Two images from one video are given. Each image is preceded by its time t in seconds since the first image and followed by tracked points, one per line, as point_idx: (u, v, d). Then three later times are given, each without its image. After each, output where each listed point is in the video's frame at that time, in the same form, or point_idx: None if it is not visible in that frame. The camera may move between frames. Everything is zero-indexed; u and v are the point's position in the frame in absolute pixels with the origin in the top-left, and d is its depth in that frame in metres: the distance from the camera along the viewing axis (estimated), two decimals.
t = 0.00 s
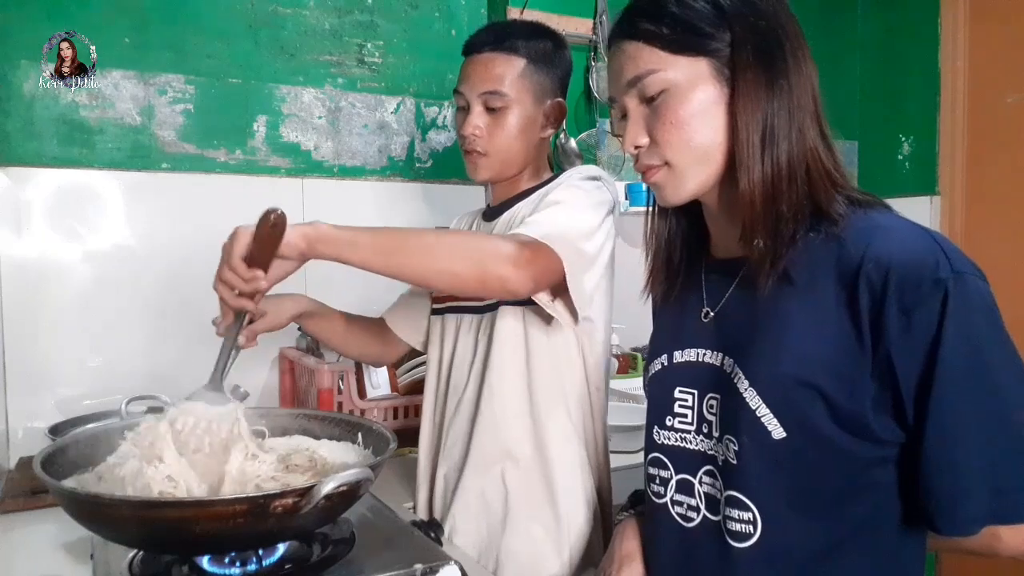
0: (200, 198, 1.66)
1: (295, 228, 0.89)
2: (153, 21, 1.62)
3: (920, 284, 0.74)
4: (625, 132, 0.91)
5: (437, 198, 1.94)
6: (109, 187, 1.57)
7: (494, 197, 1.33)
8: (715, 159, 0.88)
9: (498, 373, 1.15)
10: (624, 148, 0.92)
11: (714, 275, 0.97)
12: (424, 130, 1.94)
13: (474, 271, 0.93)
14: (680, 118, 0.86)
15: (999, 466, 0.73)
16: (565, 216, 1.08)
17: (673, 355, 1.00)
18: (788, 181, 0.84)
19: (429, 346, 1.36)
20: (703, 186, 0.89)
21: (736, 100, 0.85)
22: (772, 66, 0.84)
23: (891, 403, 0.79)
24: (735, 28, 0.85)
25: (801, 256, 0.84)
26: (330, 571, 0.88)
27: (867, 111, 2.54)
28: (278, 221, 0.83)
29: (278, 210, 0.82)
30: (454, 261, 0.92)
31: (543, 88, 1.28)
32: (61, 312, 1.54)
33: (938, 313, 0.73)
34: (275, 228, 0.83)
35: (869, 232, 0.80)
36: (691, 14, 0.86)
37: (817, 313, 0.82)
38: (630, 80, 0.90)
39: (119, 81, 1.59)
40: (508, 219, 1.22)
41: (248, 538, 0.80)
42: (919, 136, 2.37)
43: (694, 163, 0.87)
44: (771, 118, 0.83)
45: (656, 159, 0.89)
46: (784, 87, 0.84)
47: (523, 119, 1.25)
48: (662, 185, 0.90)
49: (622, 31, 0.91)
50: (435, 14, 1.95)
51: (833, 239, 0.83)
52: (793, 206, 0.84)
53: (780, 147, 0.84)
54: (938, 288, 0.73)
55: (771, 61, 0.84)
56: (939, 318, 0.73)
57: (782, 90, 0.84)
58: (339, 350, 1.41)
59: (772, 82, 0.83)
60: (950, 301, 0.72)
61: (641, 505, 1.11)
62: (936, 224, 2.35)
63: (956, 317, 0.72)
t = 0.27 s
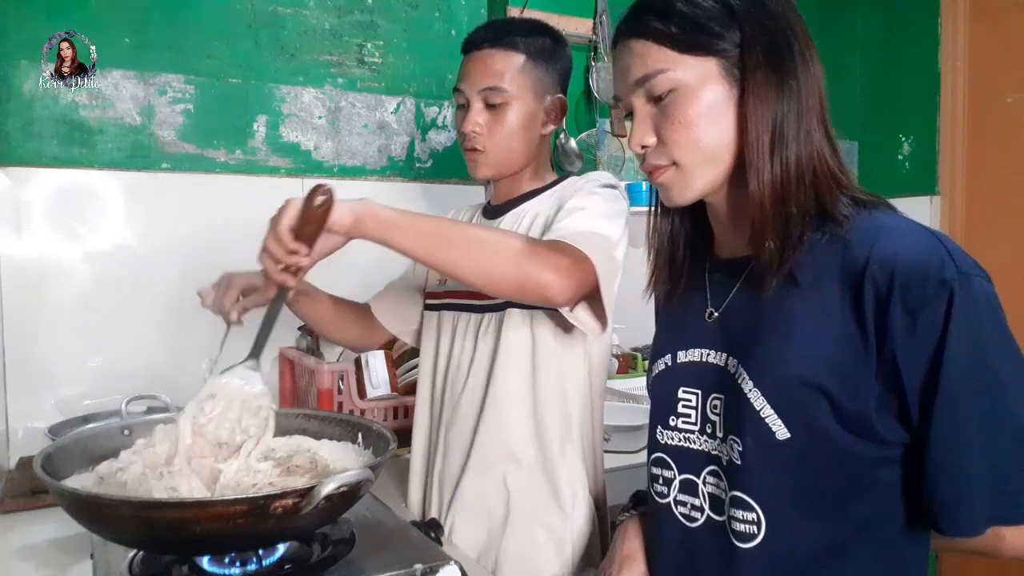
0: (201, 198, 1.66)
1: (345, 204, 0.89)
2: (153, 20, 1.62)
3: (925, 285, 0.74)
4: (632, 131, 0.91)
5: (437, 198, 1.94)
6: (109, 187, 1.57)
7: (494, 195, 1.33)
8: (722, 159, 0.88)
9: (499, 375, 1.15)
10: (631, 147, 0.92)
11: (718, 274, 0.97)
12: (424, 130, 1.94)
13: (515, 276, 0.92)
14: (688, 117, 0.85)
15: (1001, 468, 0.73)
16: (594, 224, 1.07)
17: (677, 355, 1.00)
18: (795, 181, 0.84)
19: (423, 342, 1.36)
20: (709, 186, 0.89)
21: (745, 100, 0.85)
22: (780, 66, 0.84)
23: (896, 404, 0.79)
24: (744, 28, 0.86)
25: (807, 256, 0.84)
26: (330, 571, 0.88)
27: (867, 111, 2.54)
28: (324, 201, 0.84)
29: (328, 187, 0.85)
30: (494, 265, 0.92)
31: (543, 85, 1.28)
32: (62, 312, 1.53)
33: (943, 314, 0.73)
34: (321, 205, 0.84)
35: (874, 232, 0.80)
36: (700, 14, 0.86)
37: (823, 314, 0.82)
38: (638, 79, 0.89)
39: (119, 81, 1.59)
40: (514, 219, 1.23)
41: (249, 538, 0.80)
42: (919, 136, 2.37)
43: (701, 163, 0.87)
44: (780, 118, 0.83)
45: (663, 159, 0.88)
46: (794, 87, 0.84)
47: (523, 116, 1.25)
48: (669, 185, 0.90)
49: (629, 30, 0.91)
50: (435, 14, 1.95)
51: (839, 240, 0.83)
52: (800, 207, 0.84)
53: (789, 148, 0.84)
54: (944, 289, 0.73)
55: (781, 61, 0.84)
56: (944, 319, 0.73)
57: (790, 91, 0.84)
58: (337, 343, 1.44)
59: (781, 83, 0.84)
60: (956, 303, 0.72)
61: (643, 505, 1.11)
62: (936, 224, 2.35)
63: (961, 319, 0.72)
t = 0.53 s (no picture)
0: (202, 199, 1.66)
1: (371, 227, 0.91)
2: (153, 20, 1.62)
3: (930, 287, 0.74)
4: (637, 130, 0.90)
5: (437, 198, 1.94)
6: (110, 188, 1.57)
7: (496, 195, 1.33)
8: (727, 159, 0.88)
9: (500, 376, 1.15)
10: (635, 147, 0.91)
11: (720, 274, 0.97)
12: (424, 131, 1.94)
13: (543, 295, 0.91)
14: (693, 117, 0.85)
15: (1005, 469, 0.73)
16: (610, 234, 1.06)
17: (679, 355, 1.00)
18: (800, 182, 0.84)
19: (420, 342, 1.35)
20: (713, 185, 0.89)
21: (751, 100, 0.85)
22: (786, 66, 0.84)
23: (899, 405, 0.79)
24: (750, 27, 0.86)
25: (811, 257, 0.84)
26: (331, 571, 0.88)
27: (867, 111, 2.54)
28: (351, 223, 0.85)
29: (356, 209, 0.86)
30: (521, 286, 0.91)
31: (546, 84, 1.28)
32: (62, 312, 1.54)
33: (948, 316, 0.73)
34: (349, 226, 0.85)
35: (879, 233, 0.80)
36: (705, 12, 0.86)
37: (827, 316, 0.82)
38: (642, 77, 0.89)
39: (118, 81, 1.59)
40: (517, 218, 1.24)
41: (248, 539, 0.80)
42: (919, 136, 2.37)
43: (706, 163, 0.87)
44: (785, 118, 0.83)
45: (667, 158, 0.88)
46: (799, 87, 0.84)
47: (526, 115, 1.25)
48: (672, 184, 0.90)
49: (634, 27, 0.90)
50: (435, 14, 1.95)
51: (843, 240, 0.83)
52: (805, 208, 0.84)
53: (794, 148, 0.84)
54: (949, 292, 0.72)
55: (786, 61, 0.84)
56: (949, 322, 0.72)
57: (795, 91, 0.84)
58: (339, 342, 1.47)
59: (787, 82, 0.84)
60: (961, 305, 0.72)
61: (644, 505, 1.11)
62: (936, 224, 2.35)
63: (965, 321, 0.72)
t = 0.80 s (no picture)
0: (203, 199, 1.66)
1: (371, 203, 0.88)
2: (153, 20, 1.62)
3: (932, 287, 0.74)
4: (637, 130, 0.90)
5: (436, 198, 1.94)
6: (110, 188, 1.57)
7: (490, 194, 1.32)
8: (727, 159, 0.87)
9: (500, 376, 1.15)
10: (635, 146, 0.91)
11: (721, 275, 0.97)
12: (424, 131, 1.94)
13: (543, 293, 0.90)
14: (694, 117, 0.85)
15: (1006, 470, 0.73)
16: (606, 233, 1.06)
17: (679, 356, 1.00)
18: (801, 182, 0.84)
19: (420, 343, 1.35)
20: (713, 185, 0.89)
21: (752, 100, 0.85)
22: (788, 66, 0.84)
23: (900, 406, 0.79)
24: (751, 27, 0.86)
25: (812, 258, 0.84)
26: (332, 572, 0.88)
27: (867, 111, 2.54)
28: (348, 199, 0.82)
29: (354, 184, 0.83)
30: (522, 281, 0.89)
31: (540, 81, 1.28)
32: (62, 313, 1.54)
33: (950, 317, 0.73)
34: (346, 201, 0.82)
35: (880, 233, 0.80)
36: (707, 11, 0.86)
37: (829, 317, 0.82)
38: (643, 77, 0.89)
39: (118, 81, 1.59)
40: (511, 216, 1.24)
41: (249, 539, 0.80)
42: (919, 136, 2.37)
43: (707, 163, 0.87)
44: (787, 118, 0.83)
45: (668, 158, 0.88)
46: (800, 87, 0.84)
47: (519, 112, 1.25)
48: (673, 184, 0.90)
49: (634, 27, 0.90)
50: (435, 14, 1.95)
51: (844, 241, 0.83)
52: (806, 208, 0.84)
53: (795, 148, 0.84)
54: (951, 293, 0.72)
55: (788, 61, 0.84)
56: (951, 323, 0.73)
57: (796, 91, 0.84)
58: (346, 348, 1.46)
59: (788, 82, 0.84)
60: (963, 306, 0.72)
61: (645, 506, 1.11)
62: (936, 224, 2.35)
63: (967, 322, 0.72)
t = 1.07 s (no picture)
0: (203, 199, 1.66)
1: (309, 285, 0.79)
2: (153, 20, 1.62)
3: (933, 288, 0.74)
4: (637, 130, 0.90)
5: (436, 199, 1.94)
6: (109, 187, 1.57)
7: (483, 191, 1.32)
8: (727, 159, 0.87)
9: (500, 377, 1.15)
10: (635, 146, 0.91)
11: (722, 275, 0.97)
12: (424, 130, 1.94)
13: (524, 321, 0.86)
14: (693, 116, 0.85)
15: (1006, 471, 0.73)
16: (584, 232, 1.03)
17: (679, 356, 1.00)
18: (801, 182, 0.84)
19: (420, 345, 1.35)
20: (713, 185, 0.89)
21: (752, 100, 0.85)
22: (787, 65, 0.84)
23: (900, 407, 0.79)
24: (751, 27, 0.86)
25: (812, 258, 0.84)
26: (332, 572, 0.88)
27: (867, 111, 2.54)
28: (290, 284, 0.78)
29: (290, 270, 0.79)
30: (502, 309, 0.84)
31: (529, 74, 1.29)
32: (62, 313, 1.54)
33: (950, 318, 0.73)
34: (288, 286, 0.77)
35: (881, 234, 0.80)
36: (706, 11, 0.86)
37: (829, 318, 0.82)
38: (642, 76, 0.89)
39: (118, 81, 1.59)
40: (499, 219, 1.23)
41: (250, 539, 0.80)
42: (919, 136, 2.37)
43: (706, 163, 0.87)
44: (786, 118, 0.83)
45: (667, 158, 0.88)
46: (800, 87, 0.84)
47: (507, 105, 1.25)
48: (673, 184, 0.90)
49: (634, 27, 0.90)
50: (435, 14, 1.95)
51: (845, 241, 0.83)
52: (806, 208, 0.84)
53: (795, 148, 0.84)
54: (951, 294, 0.72)
55: (787, 61, 0.84)
56: (951, 324, 0.73)
57: (796, 91, 0.84)
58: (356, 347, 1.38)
59: (787, 81, 0.84)
60: (963, 307, 0.72)
61: (646, 506, 1.11)
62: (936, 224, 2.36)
63: (967, 323, 0.72)
